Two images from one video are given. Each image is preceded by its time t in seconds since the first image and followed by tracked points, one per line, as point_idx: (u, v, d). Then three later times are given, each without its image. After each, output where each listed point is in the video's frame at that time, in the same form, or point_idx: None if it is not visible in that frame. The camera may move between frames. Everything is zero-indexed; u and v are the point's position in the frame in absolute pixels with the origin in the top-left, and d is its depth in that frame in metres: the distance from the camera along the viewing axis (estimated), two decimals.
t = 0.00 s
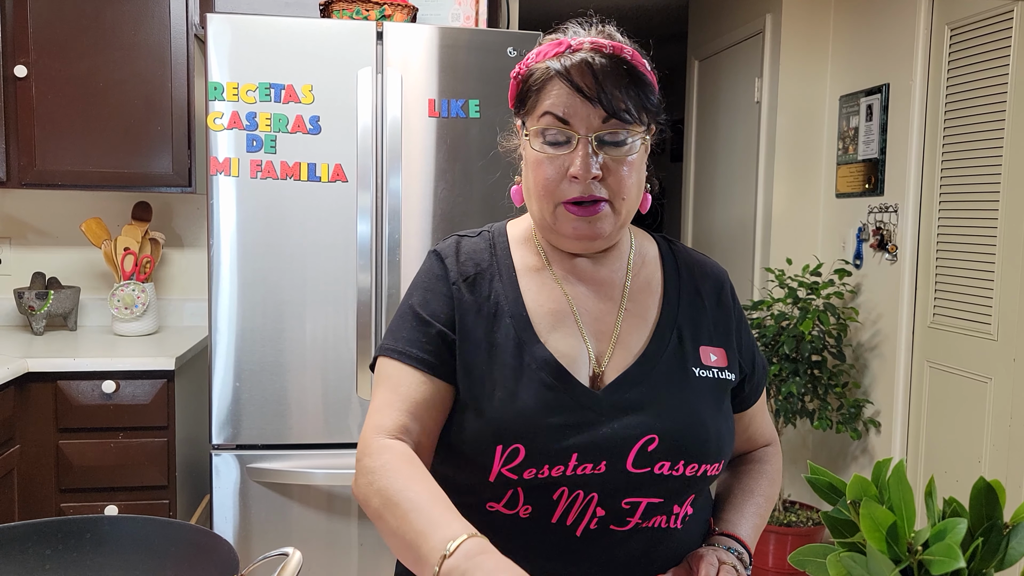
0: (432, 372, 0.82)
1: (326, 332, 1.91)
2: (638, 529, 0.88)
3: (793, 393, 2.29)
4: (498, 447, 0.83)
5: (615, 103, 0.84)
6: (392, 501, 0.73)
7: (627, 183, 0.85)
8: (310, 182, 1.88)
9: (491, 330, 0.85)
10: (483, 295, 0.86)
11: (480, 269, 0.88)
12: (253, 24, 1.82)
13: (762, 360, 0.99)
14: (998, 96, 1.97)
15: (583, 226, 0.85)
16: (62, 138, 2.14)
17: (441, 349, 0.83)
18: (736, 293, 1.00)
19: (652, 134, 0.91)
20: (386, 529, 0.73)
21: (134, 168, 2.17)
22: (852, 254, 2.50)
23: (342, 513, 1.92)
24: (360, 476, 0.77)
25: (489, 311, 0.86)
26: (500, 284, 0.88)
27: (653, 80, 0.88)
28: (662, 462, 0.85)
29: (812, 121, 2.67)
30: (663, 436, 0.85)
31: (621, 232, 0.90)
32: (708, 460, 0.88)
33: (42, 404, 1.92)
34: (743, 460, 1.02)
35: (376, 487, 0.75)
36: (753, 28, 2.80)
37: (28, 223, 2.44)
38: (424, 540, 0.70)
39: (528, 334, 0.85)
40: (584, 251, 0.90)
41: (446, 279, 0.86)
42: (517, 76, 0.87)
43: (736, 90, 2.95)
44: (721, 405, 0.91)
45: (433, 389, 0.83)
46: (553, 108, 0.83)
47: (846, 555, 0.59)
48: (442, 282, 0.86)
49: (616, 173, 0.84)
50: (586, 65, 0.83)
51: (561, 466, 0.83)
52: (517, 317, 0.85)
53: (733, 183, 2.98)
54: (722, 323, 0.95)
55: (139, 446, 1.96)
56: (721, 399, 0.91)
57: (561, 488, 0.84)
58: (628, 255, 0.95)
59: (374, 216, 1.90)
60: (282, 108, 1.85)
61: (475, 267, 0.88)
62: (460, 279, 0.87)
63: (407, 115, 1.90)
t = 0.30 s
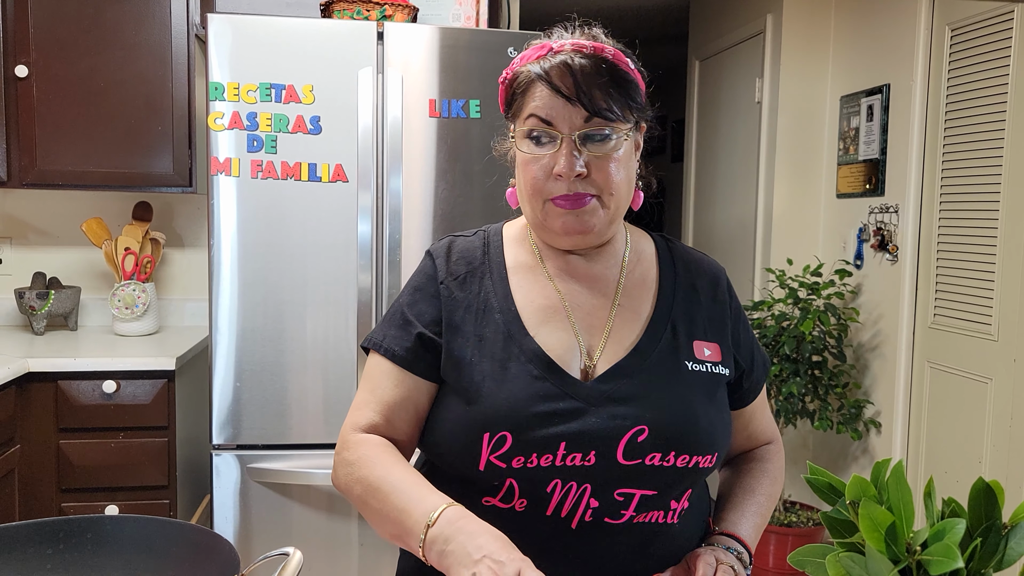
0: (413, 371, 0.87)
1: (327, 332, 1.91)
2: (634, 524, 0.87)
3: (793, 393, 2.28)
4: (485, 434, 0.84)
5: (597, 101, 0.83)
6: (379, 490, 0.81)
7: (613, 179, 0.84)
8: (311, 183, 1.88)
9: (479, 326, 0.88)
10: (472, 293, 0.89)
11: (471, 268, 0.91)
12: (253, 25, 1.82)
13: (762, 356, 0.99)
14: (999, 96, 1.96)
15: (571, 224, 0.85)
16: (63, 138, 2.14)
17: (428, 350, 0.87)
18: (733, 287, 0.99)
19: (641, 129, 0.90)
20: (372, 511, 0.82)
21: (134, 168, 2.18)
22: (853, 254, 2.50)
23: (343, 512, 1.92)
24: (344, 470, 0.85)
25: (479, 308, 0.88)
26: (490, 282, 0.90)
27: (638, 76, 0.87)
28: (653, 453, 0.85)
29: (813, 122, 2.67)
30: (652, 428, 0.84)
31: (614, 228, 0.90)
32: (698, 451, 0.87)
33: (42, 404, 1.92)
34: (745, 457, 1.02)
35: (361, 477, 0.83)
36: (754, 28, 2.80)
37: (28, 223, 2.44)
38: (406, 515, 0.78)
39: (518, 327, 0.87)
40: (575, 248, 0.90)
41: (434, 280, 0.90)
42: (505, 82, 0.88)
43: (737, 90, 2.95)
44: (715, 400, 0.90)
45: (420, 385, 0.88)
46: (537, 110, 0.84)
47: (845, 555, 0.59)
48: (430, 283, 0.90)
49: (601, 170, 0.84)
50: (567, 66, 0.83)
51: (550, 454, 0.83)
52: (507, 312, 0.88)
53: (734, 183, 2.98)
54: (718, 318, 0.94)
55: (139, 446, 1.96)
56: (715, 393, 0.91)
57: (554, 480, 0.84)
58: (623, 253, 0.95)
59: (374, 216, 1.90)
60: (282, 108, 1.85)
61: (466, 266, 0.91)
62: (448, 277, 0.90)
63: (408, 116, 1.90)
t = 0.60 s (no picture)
0: (402, 372, 0.89)
1: (326, 331, 1.91)
2: (626, 520, 0.87)
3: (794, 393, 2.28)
4: (471, 432, 0.84)
5: (541, 97, 0.84)
6: (377, 490, 0.83)
7: (563, 172, 0.83)
8: (311, 182, 1.87)
9: (468, 327, 0.89)
10: (462, 295, 0.91)
11: (461, 272, 0.93)
12: (254, 24, 1.82)
13: (763, 348, 0.97)
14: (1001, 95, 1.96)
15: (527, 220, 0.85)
16: (63, 138, 2.14)
17: (417, 352, 0.89)
18: (730, 280, 0.97)
19: (604, 122, 0.88)
20: (370, 512, 0.84)
21: (134, 168, 2.17)
22: (854, 253, 2.49)
23: (342, 512, 1.92)
24: (343, 472, 0.87)
25: (467, 309, 0.90)
26: (480, 284, 0.92)
27: (592, 71, 0.87)
28: (640, 449, 0.85)
29: (813, 121, 2.66)
30: (638, 423, 0.84)
31: (586, 223, 0.89)
32: (687, 445, 0.86)
33: (42, 403, 1.92)
34: (753, 449, 1.01)
35: (360, 479, 0.85)
36: (754, 28, 2.80)
37: (28, 222, 2.44)
38: (403, 514, 0.80)
39: (506, 328, 0.88)
40: (558, 243, 0.90)
41: (424, 284, 0.92)
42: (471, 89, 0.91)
43: (737, 90, 2.95)
44: (706, 394, 0.89)
45: (415, 383, 0.89)
46: (488, 112, 0.86)
47: (845, 554, 0.58)
48: (420, 287, 0.92)
49: (548, 163, 0.83)
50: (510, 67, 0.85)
51: (535, 451, 0.84)
52: (495, 313, 0.89)
53: (734, 183, 2.98)
54: (711, 312, 0.93)
55: (139, 445, 1.96)
56: (707, 386, 0.90)
57: (544, 476, 0.84)
58: (612, 249, 0.95)
59: (374, 215, 1.90)
60: (282, 107, 1.85)
61: (456, 270, 0.93)
62: (438, 281, 0.92)
63: (408, 115, 1.90)
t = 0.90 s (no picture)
0: (398, 378, 0.90)
1: (327, 330, 1.91)
2: (628, 520, 0.87)
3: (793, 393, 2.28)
4: (467, 437, 0.85)
5: (530, 89, 0.84)
6: (378, 498, 0.84)
7: (555, 162, 0.83)
8: (311, 180, 1.88)
9: (463, 330, 0.89)
10: (457, 299, 0.91)
11: (456, 275, 0.93)
12: (255, 23, 1.83)
13: (763, 339, 0.97)
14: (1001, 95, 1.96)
15: (520, 213, 0.85)
16: (64, 136, 2.14)
17: (413, 358, 0.90)
18: (726, 270, 0.97)
19: (593, 114, 0.88)
20: (371, 520, 0.85)
21: (135, 166, 2.18)
22: (854, 253, 2.49)
23: (343, 511, 1.92)
24: (344, 480, 0.89)
25: (462, 313, 0.90)
26: (474, 287, 0.92)
27: (580, 63, 0.87)
28: (638, 449, 0.85)
29: (814, 121, 2.67)
30: (636, 423, 0.84)
31: (579, 216, 0.89)
32: (686, 443, 0.87)
33: (43, 402, 1.92)
34: (756, 442, 1.01)
35: (361, 487, 0.86)
36: (755, 27, 2.80)
37: (28, 220, 2.44)
38: (403, 523, 0.81)
39: (501, 331, 0.88)
40: (541, 237, 0.89)
41: (418, 290, 0.93)
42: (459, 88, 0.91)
43: (738, 89, 2.95)
44: (704, 389, 0.89)
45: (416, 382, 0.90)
46: (477, 107, 0.86)
47: (846, 552, 0.59)
48: (414, 293, 0.93)
49: (539, 154, 0.83)
50: (498, 61, 0.85)
51: (533, 454, 0.84)
52: (490, 316, 0.89)
53: (734, 182, 2.98)
54: (709, 306, 0.93)
55: (139, 444, 1.96)
56: (705, 382, 0.90)
57: (542, 478, 0.85)
58: (607, 245, 0.96)
59: (375, 214, 1.90)
60: (283, 106, 1.85)
61: (451, 274, 0.94)
62: (432, 286, 0.93)
63: (409, 114, 1.90)
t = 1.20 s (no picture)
0: (397, 384, 0.90)
1: (328, 329, 1.91)
2: (631, 520, 0.88)
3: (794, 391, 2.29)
4: (468, 443, 0.86)
5: (524, 97, 0.84)
6: (378, 500, 0.85)
7: (560, 169, 0.84)
8: (313, 179, 1.88)
9: (461, 334, 0.89)
10: (455, 303, 0.92)
11: (453, 280, 0.94)
12: (257, 22, 1.83)
13: (764, 332, 0.98)
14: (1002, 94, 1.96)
15: (529, 224, 0.85)
16: (66, 135, 2.14)
17: (411, 364, 0.91)
18: (725, 264, 0.97)
19: (586, 113, 0.88)
20: (372, 522, 0.85)
21: (137, 165, 2.18)
22: (854, 252, 2.49)
23: (344, 508, 1.93)
24: (344, 485, 0.89)
25: (461, 316, 0.91)
26: (472, 291, 0.92)
27: (567, 63, 0.87)
28: (640, 451, 0.85)
29: (814, 120, 2.67)
30: (637, 425, 0.85)
31: (584, 219, 0.89)
32: (688, 444, 0.87)
33: (45, 399, 1.93)
34: (759, 435, 1.02)
35: (360, 490, 0.87)
36: (755, 26, 2.80)
37: (30, 218, 2.45)
38: (404, 523, 0.81)
39: (499, 335, 0.88)
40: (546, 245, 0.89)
41: (415, 295, 0.93)
42: (445, 101, 0.91)
43: (738, 88, 2.95)
44: (706, 388, 0.90)
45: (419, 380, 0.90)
46: (471, 122, 0.86)
47: (848, 547, 0.59)
48: (411, 299, 0.94)
49: (543, 164, 0.83)
50: (486, 73, 0.84)
51: (535, 459, 0.84)
52: (488, 320, 0.90)
53: (735, 181, 2.98)
54: (709, 303, 0.93)
55: (141, 442, 1.97)
56: (707, 380, 0.90)
57: (545, 480, 0.85)
58: (606, 242, 0.96)
59: (375, 212, 1.91)
60: (285, 105, 1.85)
61: (447, 278, 0.94)
62: (429, 291, 0.93)
63: (410, 113, 1.90)
